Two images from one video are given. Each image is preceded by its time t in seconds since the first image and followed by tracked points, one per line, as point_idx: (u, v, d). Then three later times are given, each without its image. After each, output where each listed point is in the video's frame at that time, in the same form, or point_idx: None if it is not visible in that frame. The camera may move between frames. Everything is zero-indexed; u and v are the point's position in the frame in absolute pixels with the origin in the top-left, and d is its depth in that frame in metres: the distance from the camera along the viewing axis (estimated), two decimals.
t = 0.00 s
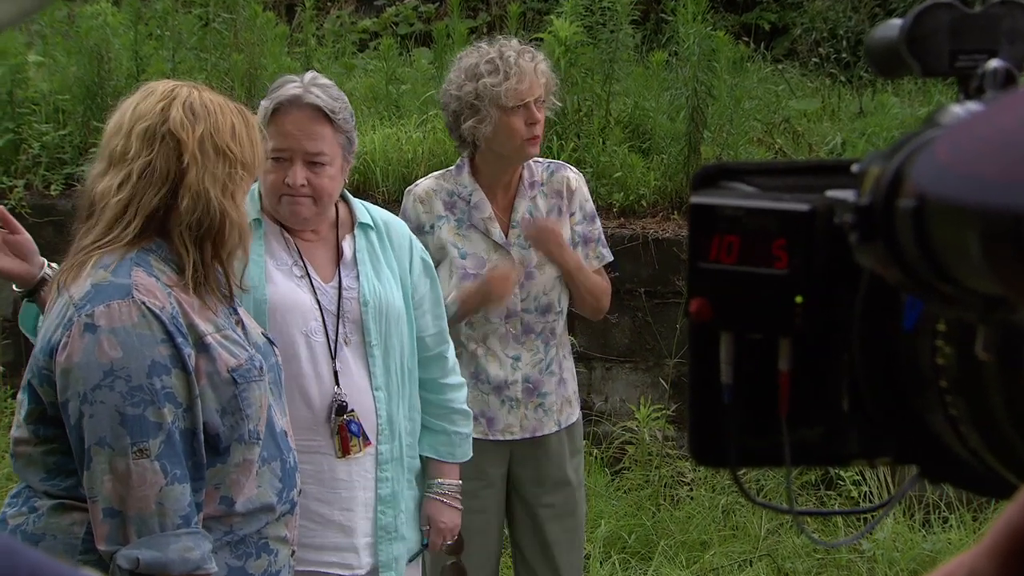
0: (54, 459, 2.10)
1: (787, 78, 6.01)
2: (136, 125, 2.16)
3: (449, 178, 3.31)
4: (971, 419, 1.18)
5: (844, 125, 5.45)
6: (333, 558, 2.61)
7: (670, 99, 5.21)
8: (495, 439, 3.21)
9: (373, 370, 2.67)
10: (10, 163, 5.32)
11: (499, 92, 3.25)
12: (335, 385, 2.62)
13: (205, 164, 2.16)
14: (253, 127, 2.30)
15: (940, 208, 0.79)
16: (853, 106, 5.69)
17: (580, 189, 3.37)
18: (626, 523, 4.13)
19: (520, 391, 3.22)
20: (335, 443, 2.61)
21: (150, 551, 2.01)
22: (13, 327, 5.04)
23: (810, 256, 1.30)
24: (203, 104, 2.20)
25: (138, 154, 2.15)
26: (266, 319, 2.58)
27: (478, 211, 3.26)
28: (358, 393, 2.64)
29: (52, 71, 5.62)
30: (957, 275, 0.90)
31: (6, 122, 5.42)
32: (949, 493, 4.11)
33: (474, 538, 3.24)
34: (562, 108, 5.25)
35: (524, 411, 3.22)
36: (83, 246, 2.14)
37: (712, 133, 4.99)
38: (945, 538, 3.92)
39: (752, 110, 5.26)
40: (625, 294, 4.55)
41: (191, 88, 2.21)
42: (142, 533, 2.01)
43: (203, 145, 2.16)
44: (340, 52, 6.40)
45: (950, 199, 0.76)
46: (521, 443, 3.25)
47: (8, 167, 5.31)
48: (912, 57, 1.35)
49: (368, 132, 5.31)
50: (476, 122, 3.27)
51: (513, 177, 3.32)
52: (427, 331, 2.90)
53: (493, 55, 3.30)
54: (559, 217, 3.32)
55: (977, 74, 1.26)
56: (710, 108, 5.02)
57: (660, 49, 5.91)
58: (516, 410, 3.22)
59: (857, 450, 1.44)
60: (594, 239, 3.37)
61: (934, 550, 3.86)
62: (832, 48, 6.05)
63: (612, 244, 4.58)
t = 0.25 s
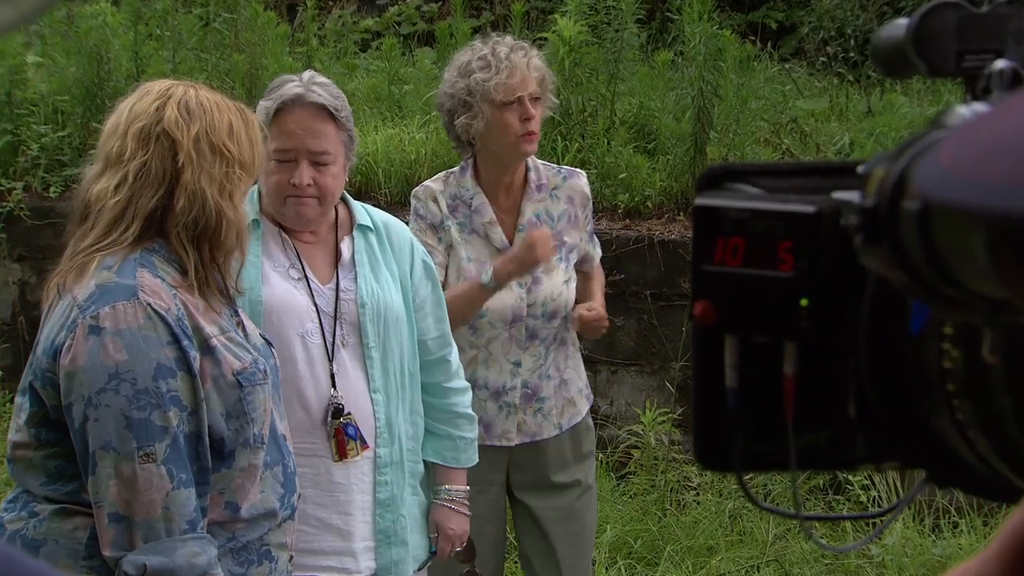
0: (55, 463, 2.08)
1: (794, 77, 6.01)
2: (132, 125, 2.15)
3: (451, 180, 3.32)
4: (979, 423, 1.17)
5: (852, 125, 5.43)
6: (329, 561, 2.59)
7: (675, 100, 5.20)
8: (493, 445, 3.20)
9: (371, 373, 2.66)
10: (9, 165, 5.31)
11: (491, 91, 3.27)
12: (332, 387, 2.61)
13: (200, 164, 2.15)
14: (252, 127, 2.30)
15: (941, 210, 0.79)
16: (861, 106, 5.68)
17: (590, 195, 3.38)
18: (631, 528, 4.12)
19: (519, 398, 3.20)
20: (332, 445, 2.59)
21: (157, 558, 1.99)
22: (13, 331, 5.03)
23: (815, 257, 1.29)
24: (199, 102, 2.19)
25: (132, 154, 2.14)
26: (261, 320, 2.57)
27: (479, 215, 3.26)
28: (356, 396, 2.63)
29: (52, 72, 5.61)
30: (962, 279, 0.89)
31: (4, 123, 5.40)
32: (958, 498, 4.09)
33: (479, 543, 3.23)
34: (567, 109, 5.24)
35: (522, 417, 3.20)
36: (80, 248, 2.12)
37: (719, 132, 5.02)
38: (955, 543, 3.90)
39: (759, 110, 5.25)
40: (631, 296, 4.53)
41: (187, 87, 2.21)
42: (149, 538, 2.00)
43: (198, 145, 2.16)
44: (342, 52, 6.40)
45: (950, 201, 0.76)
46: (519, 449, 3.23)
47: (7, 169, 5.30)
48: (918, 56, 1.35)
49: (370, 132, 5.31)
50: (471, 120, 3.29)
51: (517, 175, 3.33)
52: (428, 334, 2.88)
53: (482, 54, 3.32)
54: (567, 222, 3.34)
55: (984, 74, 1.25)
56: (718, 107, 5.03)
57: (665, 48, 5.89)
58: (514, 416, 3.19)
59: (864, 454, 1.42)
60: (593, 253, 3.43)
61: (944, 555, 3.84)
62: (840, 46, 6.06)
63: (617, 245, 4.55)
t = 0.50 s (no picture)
0: (55, 469, 2.02)
1: (801, 81, 5.98)
2: (141, 130, 2.11)
3: (478, 177, 3.27)
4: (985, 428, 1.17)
5: (860, 129, 5.40)
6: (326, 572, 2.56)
7: (682, 104, 5.15)
8: (518, 451, 3.15)
9: (370, 379, 2.65)
10: (9, 171, 5.31)
11: (497, 98, 3.23)
12: (335, 390, 2.60)
13: (207, 170, 2.09)
14: (265, 136, 2.24)
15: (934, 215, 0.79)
16: (869, 110, 5.64)
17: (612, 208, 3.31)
18: (638, 538, 4.02)
19: (545, 404, 3.15)
20: (328, 448, 2.57)
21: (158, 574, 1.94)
22: (12, 339, 5.01)
23: (821, 265, 1.28)
24: (210, 110, 2.14)
25: (139, 159, 2.09)
26: (263, 328, 2.55)
27: (508, 213, 3.20)
28: (356, 405, 2.62)
29: (51, 79, 5.60)
30: (968, 287, 0.88)
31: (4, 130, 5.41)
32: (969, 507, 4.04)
33: (482, 554, 3.17)
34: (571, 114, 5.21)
35: (548, 425, 3.16)
36: (88, 257, 2.07)
37: (725, 137, 4.92)
38: (966, 552, 3.84)
39: (765, 115, 5.22)
40: (636, 303, 4.52)
41: (199, 94, 2.16)
42: (152, 554, 1.94)
43: (206, 152, 2.10)
44: (344, 58, 6.38)
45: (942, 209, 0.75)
46: (542, 457, 3.18)
47: (6, 176, 5.29)
48: (922, 61, 1.34)
49: (373, 138, 5.29)
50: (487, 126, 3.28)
51: (539, 180, 3.25)
52: (426, 339, 2.88)
53: (494, 60, 3.27)
54: (591, 230, 3.26)
55: (988, 80, 1.24)
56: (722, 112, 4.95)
57: (670, 52, 5.87)
58: (540, 422, 3.15)
59: (867, 462, 1.43)
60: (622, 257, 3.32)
61: (955, 565, 3.79)
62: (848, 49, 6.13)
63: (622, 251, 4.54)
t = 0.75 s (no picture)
0: (56, 481, 1.98)
1: (812, 84, 5.95)
2: (141, 132, 2.06)
3: (496, 181, 3.13)
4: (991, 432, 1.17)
5: (870, 132, 5.36)
6: None
7: (690, 107, 5.08)
8: (512, 462, 3.03)
9: (374, 386, 2.65)
10: (11, 177, 5.34)
11: (509, 110, 3.07)
12: (342, 396, 2.60)
13: (205, 175, 2.03)
14: (267, 141, 2.18)
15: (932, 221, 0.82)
16: (880, 112, 5.60)
17: (635, 219, 3.10)
18: (645, 545, 3.94)
19: (542, 416, 3.01)
20: (338, 451, 2.57)
21: None
22: (13, 346, 5.01)
23: (824, 269, 1.27)
24: (211, 114, 2.09)
25: (138, 161, 2.04)
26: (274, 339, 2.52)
27: (520, 220, 3.07)
28: (362, 411, 2.62)
29: (52, 83, 5.59)
30: (972, 291, 0.89)
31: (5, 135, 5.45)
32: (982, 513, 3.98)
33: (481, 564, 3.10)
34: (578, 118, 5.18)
35: (544, 437, 3.01)
36: (83, 260, 2.03)
37: (733, 140, 4.89)
38: (978, 560, 3.78)
39: (775, 117, 5.19)
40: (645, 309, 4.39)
41: (201, 97, 2.11)
42: (154, 566, 1.91)
43: (205, 156, 2.04)
44: (349, 61, 6.35)
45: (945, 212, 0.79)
46: (539, 469, 3.05)
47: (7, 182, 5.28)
48: (930, 61, 1.32)
49: (377, 142, 5.28)
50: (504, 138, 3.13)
51: (556, 191, 3.08)
52: (408, 343, 2.88)
53: (506, 70, 3.11)
54: (607, 241, 3.07)
55: (995, 81, 1.23)
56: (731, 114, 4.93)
57: (679, 54, 5.84)
58: (535, 434, 3.00)
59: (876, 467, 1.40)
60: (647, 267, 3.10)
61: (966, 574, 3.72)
62: (859, 51, 6.11)
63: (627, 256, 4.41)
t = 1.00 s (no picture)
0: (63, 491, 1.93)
1: (823, 84, 5.93)
2: (135, 131, 2.00)
3: (511, 179, 3.10)
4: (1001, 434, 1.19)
5: (883, 132, 5.33)
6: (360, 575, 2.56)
7: (700, 106, 5.04)
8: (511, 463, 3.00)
9: (390, 380, 2.66)
10: (14, 178, 5.29)
11: (515, 110, 3.08)
12: (366, 391, 2.60)
13: (202, 173, 1.98)
14: (263, 142, 2.14)
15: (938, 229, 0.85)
16: (894, 112, 5.58)
17: (652, 226, 3.09)
18: (655, 550, 3.90)
19: (543, 419, 2.98)
20: (368, 445, 2.58)
21: None
22: (19, 349, 5.00)
23: (835, 267, 1.26)
24: (208, 112, 2.03)
25: (133, 160, 1.98)
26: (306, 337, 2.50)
27: (531, 220, 3.04)
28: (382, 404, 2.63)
29: (57, 82, 5.58)
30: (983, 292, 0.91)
31: (10, 135, 5.39)
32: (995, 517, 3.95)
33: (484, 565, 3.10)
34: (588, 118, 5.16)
35: (543, 440, 2.99)
36: (78, 263, 1.96)
37: (744, 141, 4.88)
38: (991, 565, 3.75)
39: (787, 118, 5.18)
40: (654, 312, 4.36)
41: (196, 96, 2.05)
42: (166, 570, 1.86)
43: (202, 154, 1.99)
44: (356, 60, 6.34)
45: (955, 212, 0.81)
46: (540, 473, 3.02)
47: (12, 182, 5.26)
48: (941, 59, 1.31)
49: (384, 143, 5.27)
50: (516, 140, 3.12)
51: (568, 193, 3.05)
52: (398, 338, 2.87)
53: (517, 71, 3.10)
54: (620, 248, 3.04)
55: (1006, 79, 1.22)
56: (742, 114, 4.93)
57: (689, 54, 5.82)
58: (535, 437, 2.98)
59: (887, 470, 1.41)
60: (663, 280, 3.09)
61: None
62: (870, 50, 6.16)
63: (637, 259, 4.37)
